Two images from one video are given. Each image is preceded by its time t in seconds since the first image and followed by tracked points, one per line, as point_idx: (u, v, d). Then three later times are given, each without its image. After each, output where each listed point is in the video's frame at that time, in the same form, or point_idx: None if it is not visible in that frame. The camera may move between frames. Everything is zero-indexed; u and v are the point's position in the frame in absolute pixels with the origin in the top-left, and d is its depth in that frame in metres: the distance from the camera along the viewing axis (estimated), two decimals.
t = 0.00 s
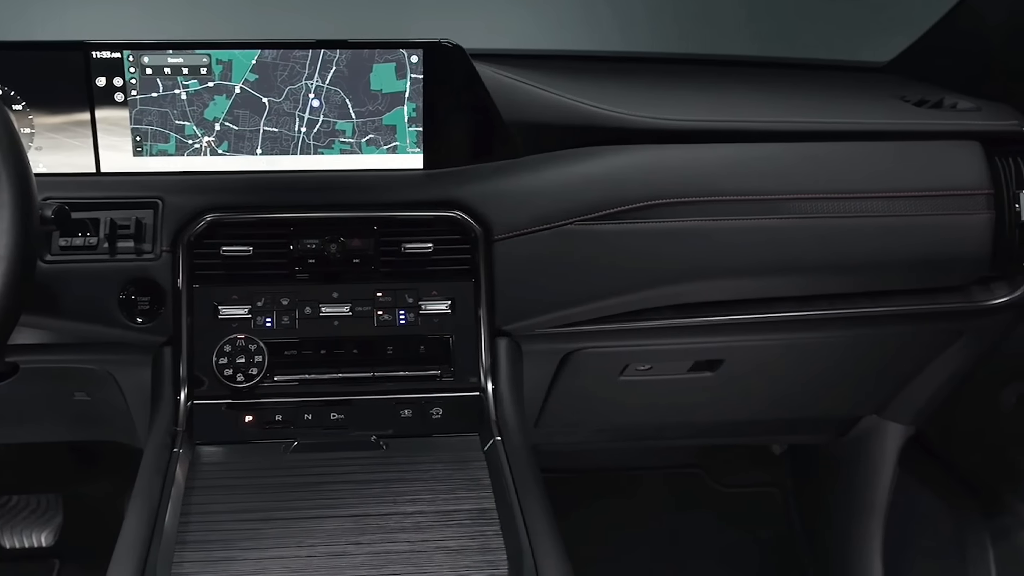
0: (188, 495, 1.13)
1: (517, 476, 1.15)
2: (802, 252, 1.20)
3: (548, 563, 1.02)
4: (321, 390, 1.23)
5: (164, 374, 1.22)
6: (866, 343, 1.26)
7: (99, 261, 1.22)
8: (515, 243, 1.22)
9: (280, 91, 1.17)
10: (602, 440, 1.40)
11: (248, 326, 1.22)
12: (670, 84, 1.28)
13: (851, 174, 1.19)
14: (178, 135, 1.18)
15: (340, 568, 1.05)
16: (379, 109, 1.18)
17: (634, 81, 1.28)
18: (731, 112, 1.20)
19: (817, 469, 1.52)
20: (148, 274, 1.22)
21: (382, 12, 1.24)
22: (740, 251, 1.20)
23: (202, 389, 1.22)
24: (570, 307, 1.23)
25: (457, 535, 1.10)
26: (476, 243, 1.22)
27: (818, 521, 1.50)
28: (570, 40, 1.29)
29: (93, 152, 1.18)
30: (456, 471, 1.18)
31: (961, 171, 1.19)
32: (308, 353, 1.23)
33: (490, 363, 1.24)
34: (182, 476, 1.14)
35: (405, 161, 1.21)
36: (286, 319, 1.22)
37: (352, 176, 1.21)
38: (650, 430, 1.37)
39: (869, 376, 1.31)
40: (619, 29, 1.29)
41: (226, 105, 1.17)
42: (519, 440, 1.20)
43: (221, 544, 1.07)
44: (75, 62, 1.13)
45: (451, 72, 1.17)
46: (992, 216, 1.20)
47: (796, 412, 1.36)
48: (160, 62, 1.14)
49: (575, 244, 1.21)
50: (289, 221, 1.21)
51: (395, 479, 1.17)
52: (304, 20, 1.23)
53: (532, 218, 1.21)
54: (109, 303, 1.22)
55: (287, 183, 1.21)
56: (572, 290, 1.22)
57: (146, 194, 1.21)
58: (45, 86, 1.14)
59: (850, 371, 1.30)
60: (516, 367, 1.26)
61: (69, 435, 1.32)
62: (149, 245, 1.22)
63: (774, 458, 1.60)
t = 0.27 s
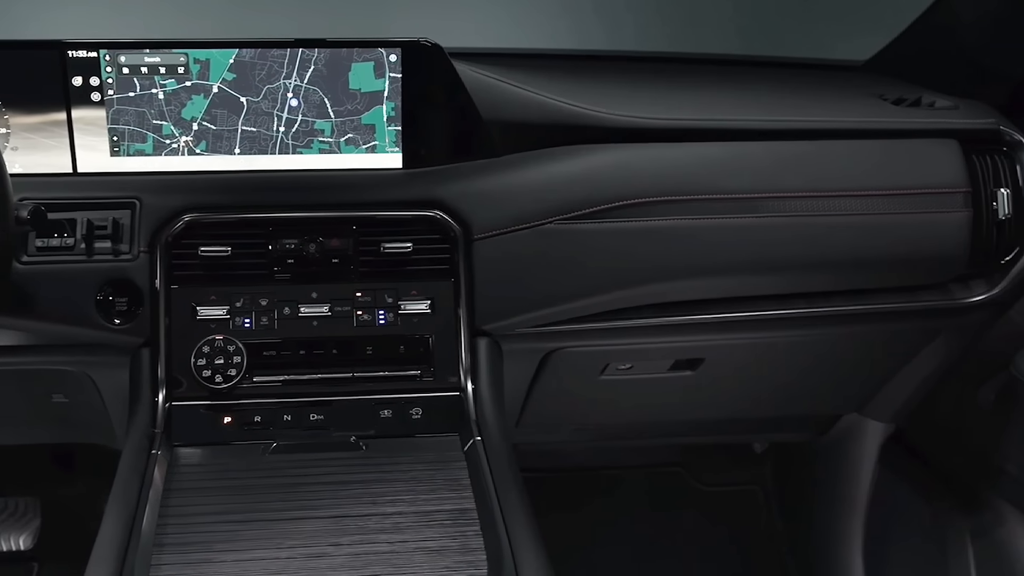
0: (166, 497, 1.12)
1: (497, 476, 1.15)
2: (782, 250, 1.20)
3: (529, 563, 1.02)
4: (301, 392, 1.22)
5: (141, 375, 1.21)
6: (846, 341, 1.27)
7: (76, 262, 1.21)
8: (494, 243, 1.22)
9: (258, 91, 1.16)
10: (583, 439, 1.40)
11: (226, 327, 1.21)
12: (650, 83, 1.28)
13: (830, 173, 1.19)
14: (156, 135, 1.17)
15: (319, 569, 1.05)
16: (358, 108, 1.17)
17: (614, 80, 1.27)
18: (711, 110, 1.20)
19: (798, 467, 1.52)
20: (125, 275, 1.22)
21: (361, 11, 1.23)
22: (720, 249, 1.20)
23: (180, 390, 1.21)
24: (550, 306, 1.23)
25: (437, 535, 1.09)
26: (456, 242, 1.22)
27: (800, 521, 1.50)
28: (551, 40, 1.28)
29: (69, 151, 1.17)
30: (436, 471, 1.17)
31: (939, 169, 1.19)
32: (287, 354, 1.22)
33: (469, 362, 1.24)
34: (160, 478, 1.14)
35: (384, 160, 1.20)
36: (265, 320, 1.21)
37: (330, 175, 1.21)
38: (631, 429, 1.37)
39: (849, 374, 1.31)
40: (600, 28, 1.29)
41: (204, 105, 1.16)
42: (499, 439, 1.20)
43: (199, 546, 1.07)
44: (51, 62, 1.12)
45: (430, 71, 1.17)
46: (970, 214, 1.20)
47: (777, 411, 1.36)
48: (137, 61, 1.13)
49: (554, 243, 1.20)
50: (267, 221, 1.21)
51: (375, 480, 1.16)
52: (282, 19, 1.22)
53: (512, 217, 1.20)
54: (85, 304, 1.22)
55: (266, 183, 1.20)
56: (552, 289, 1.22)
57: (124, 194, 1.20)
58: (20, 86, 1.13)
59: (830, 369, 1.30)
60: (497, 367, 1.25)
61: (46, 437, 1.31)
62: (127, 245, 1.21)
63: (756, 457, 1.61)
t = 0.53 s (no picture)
0: (142, 500, 1.11)
1: (475, 476, 1.15)
2: (759, 249, 1.20)
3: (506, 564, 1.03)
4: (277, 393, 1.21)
5: (117, 376, 1.20)
6: (824, 339, 1.27)
7: (50, 263, 1.19)
8: (472, 242, 1.21)
9: (234, 90, 1.15)
10: (562, 438, 1.40)
11: (203, 328, 1.21)
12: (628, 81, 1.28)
13: (807, 171, 1.19)
14: (130, 135, 1.16)
15: (296, 571, 1.04)
16: (335, 106, 1.16)
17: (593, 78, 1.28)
18: (688, 109, 1.20)
19: (777, 465, 1.52)
20: (101, 276, 1.21)
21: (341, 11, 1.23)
22: (698, 248, 1.20)
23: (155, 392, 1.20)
24: (527, 305, 1.23)
25: (414, 536, 1.09)
26: (433, 242, 1.21)
27: (777, 518, 1.50)
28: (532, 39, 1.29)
29: (43, 151, 1.15)
30: (413, 471, 1.17)
31: (915, 167, 1.20)
32: (264, 355, 1.21)
33: (447, 362, 1.23)
34: (136, 480, 1.13)
35: (361, 160, 1.20)
36: (242, 320, 1.21)
37: (306, 175, 1.20)
38: (610, 428, 1.38)
39: (827, 372, 1.32)
40: (580, 27, 1.29)
41: (180, 104, 1.15)
42: (477, 438, 1.19)
43: (176, 548, 1.06)
44: (24, 61, 1.11)
45: (406, 70, 1.16)
46: (945, 212, 1.20)
47: (756, 409, 1.36)
48: (111, 60, 1.12)
49: (532, 242, 1.20)
50: (243, 221, 1.20)
51: (352, 481, 1.16)
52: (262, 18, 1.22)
53: (489, 216, 1.20)
54: (60, 305, 1.21)
55: (242, 182, 1.19)
56: (529, 288, 1.22)
57: (98, 194, 1.19)
58: None
59: (808, 367, 1.31)
60: (473, 365, 1.25)
61: (21, 440, 1.30)
62: (102, 246, 1.20)
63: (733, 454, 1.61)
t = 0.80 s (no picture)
0: (120, 502, 1.10)
1: (455, 477, 1.14)
2: (740, 248, 1.20)
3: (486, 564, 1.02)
4: (257, 394, 1.21)
5: (95, 378, 1.20)
6: (804, 338, 1.27)
7: (27, 264, 1.18)
8: (452, 242, 1.21)
9: (212, 90, 1.14)
10: (543, 438, 1.40)
11: (181, 329, 1.20)
12: (609, 79, 1.28)
13: (787, 170, 1.19)
14: (108, 135, 1.15)
15: (275, 572, 1.04)
16: (313, 105, 1.16)
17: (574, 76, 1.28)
18: (667, 109, 1.21)
19: (758, 464, 1.53)
20: (78, 276, 1.19)
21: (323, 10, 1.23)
22: (678, 247, 1.20)
23: (133, 393, 1.20)
24: (508, 305, 1.22)
25: (394, 536, 1.09)
26: (413, 242, 1.21)
27: (756, 517, 1.51)
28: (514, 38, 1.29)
29: (18, 151, 1.14)
30: (393, 472, 1.17)
31: (894, 165, 1.20)
32: (243, 355, 1.21)
33: (427, 362, 1.23)
34: (114, 483, 1.12)
35: (340, 159, 1.19)
36: (220, 321, 1.20)
37: (285, 176, 1.19)
38: (592, 428, 1.37)
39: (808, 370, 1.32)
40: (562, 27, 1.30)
41: (157, 104, 1.14)
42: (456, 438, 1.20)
43: (154, 550, 1.06)
44: None
45: (385, 69, 1.16)
46: (923, 210, 1.21)
47: (738, 408, 1.36)
48: (88, 60, 1.11)
49: (512, 242, 1.20)
50: (222, 221, 1.19)
51: (332, 482, 1.15)
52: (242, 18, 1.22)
53: (469, 216, 1.20)
54: (37, 307, 1.19)
55: (220, 182, 1.18)
56: (509, 288, 1.22)
57: (75, 194, 1.17)
58: None
59: (789, 365, 1.31)
60: (454, 366, 1.25)
61: None
62: (79, 247, 1.19)
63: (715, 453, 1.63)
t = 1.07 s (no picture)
0: (96, 505, 1.09)
1: (434, 477, 1.14)
2: (719, 247, 1.20)
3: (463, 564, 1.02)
4: (234, 395, 1.20)
5: (72, 379, 1.19)
6: (784, 336, 1.27)
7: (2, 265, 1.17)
8: (430, 241, 1.20)
9: (189, 89, 1.13)
10: (523, 437, 1.40)
11: (159, 330, 1.19)
12: (587, 79, 1.29)
13: (766, 168, 1.19)
14: (83, 134, 1.13)
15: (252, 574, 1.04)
16: (291, 105, 1.15)
17: (553, 75, 1.29)
18: (645, 108, 1.21)
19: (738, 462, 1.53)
20: (54, 277, 1.18)
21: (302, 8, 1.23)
22: (657, 246, 1.20)
23: (110, 395, 1.19)
24: (487, 304, 1.22)
25: (372, 537, 1.09)
26: (391, 241, 1.20)
27: (736, 515, 1.52)
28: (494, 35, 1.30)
29: None
30: (372, 472, 1.16)
31: (871, 163, 1.21)
32: (221, 356, 1.20)
33: (406, 361, 1.23)
34: (90, 485, 1.11)
35: (318, 159, 1.18)
36: (198, 322, 1.19)
37: (262, 175, 1.19)
38: (573, 426, 1.37)
39: (787, 368, 1.32)
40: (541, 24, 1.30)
41: (133, 103, 1.12)
42: (435, 438, 1.19)
43: (131, 553, 1.05)
44: None
45: (363, 69, 1.15)
46: (901, 208, 1.21)
47: (718, 406, 1.36)
48: (62, 59, 1.09)
49: (490, 241, 1.20)
50: (198, 221, 1.18)
51: (311, 483, 1.15)
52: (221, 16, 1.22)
53: (447, 215, 1.19)
54: (12, 308, 1.19)
55: (197, 182, 1.17)
56: (488, 287, 1.21)
57: (51, 194, 1.16)
58: None
59: (768, 363, 1.31)
60: (432, 365, 1.24)
61: None
62: (54, 247, 1.18)
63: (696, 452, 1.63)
